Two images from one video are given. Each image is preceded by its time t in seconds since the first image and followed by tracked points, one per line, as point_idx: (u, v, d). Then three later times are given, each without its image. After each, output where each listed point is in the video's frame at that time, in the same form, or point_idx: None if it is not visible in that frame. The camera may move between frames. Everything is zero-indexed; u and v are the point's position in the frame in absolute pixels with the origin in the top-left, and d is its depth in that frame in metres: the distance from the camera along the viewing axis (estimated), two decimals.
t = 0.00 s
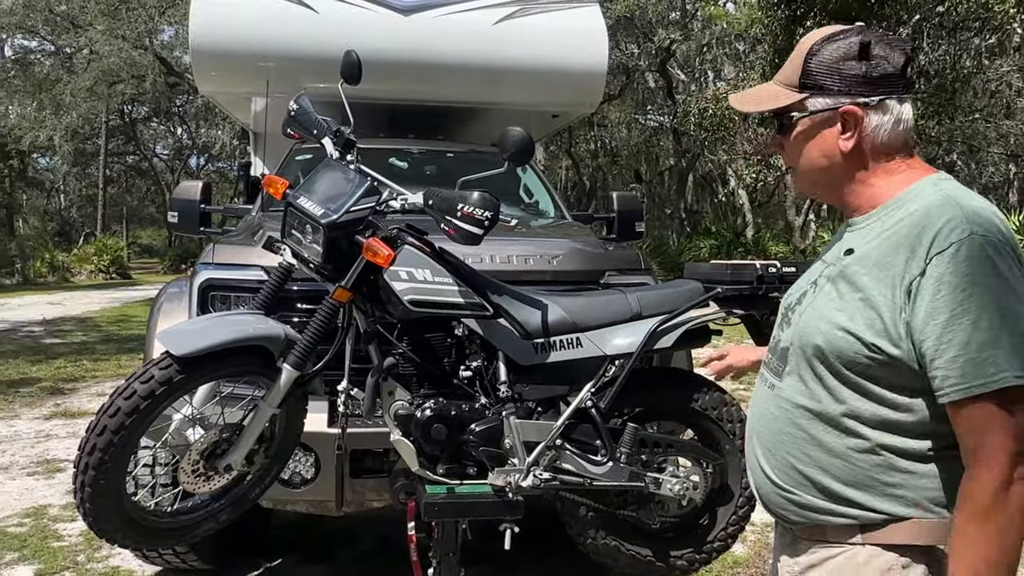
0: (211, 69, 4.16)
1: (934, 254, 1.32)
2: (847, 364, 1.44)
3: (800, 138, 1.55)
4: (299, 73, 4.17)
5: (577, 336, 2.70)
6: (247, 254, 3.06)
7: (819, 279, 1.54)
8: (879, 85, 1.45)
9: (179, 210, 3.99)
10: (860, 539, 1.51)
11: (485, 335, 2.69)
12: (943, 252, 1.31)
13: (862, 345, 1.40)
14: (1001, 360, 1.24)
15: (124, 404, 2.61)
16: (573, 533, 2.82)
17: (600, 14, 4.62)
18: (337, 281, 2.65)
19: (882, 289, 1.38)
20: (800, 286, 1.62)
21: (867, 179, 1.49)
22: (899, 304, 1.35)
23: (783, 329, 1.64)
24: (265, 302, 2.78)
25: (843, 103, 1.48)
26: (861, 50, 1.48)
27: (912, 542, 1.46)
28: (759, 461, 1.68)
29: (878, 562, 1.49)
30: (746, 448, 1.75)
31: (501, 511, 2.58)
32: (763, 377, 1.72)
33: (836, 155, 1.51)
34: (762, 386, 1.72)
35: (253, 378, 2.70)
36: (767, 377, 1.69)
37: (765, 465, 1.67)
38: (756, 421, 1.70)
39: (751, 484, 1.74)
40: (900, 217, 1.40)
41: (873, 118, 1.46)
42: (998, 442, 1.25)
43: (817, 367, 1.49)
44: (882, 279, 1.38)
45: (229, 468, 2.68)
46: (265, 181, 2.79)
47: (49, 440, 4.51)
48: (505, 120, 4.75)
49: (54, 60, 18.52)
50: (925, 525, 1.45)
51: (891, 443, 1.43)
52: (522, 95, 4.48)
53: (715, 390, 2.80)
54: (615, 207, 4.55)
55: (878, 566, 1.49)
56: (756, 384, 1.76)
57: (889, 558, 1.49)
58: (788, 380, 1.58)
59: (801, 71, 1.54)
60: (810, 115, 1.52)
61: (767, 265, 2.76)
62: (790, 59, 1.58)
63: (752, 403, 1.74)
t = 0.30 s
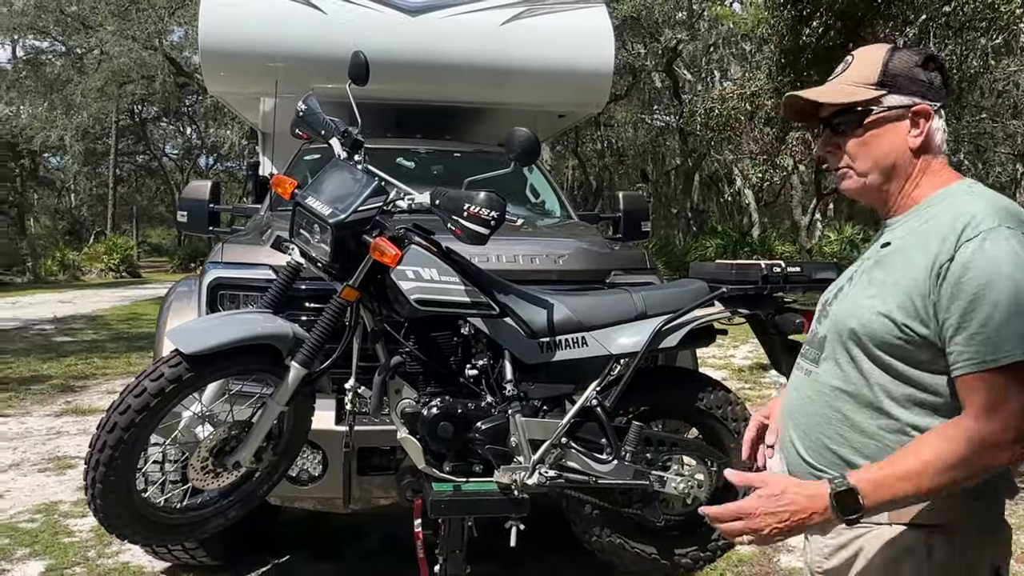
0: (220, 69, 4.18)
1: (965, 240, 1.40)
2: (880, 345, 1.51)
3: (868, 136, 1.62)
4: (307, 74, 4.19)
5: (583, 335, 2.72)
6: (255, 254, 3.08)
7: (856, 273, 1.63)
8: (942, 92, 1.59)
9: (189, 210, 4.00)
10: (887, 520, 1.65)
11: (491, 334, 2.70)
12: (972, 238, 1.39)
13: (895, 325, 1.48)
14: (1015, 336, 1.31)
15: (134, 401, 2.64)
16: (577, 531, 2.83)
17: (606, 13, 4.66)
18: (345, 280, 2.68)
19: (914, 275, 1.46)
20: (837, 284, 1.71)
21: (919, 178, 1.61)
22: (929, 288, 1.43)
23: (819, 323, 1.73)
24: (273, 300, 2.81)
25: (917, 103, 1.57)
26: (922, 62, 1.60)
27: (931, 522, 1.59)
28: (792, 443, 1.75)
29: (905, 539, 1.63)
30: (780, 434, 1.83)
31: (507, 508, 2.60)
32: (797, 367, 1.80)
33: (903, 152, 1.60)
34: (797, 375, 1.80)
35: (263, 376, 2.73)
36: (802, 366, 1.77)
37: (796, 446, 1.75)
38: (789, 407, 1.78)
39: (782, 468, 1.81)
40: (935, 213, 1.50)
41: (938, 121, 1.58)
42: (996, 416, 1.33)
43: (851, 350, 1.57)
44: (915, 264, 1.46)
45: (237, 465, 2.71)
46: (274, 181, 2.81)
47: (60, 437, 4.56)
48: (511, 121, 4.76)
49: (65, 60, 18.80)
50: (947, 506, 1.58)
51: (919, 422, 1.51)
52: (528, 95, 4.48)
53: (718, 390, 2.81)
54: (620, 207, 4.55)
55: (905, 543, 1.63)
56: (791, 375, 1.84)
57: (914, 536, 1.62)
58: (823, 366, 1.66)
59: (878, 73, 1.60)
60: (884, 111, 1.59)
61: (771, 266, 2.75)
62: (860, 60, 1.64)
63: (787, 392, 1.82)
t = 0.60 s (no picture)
0: (251, 88, 4.51)
1: (949, 239, 1.74)
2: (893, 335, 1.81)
3: (855, 164, 1.96)
4: (329, 92, 4.50)
5: (577, 328, 3.02)
6: (284, 254, 3.40)
7: (851, 281, 1.94)
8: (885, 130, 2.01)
9: (224, 215, 4.32)
10: (921, 494, 1.86)
11: (494, 327, 3.00)
12: (956, 235, 1.73)
13: (904, 317, 1.77)
14: (1010, 304, 1.64)
15: (174, 387, 2.95)
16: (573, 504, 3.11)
17: (598, 37, 4.91)
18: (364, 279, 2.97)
19: (914, 272, 1.77)
20: (832, 296, 2.03)
21: (888, 197, 1.99)
22: (928, 281, 1.75)
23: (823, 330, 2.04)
24: (299, 297, 3.12)
25: (879, 137, 1.96)
26: (867, 107, 2.01)
27: (963, 489, 1.82)
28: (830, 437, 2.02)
29: (938, 509, 1.84)
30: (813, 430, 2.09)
31: (509, 484, 2.88)
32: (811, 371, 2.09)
33: (876, 176, 1.97)
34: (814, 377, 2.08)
35: (290, 365, 3.04)
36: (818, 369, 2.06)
37: (835, 436, 2.00)
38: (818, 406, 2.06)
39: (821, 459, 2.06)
40: (915, 222, 1.84)
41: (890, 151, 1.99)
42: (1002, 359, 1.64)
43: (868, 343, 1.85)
44: (911, 265, 1.78)
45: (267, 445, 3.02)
46: (300, 189, 3.12)
47: (104, 418, 4.90)
48: (515, 133, 5.05)
49: (111, 80, 18.49)
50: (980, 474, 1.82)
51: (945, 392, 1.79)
52: (532, 110, 4.77)
53: (700, 376, 3.10)
54: (613, 212, 4.83)
55: (938, 513, 1.84)
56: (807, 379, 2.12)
57: (947, 507, 1.84)
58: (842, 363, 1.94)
59: (851, 113, 1.97)
60: (861, 145, 1.96)
61: (748, 266, 3.03)
62: (826, 106, 1.99)
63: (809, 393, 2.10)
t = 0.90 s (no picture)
0: (277, 107, 4.86)
1: (931, 229, 2.00)
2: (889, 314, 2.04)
3: (843, 173, 2.21)
4: (347, 110, 4.87)
5: (569, 320, 3.37)
6: (307, 255, 3.78)
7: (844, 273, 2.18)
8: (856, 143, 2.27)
9: (253, 219, 4.67)
10: (923, 455, 2.06)
11: (495, 319, 3.35)
12: (938, 225, 2.00)
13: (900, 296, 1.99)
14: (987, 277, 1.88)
15: (209, 373, 3.32)
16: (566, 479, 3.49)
17: (590, 61, 5.33)
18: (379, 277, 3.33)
19: (903, 258, 2.01)
20: (823, 290, 2.27)
21: (866, 200, 2.25)
22: (915, 264, 1.99)
23: (819, 320, 2.27)
24: (321, 294, 3.49)
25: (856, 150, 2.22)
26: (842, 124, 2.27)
27: (962, 449, 2.02)
28: (831, 413, 2.21)
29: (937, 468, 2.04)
30: (812, 412, 2.28)
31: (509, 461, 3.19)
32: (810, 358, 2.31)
33: (856, 183, 2.23)
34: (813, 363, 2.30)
35: (312, 353, 3.41)
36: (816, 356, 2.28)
37: (840, 410, 2.17)
38: (816, 388, 2.26)
39: (824, 435, 2.24)
40: (898, 216, 2.10)
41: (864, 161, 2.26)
42: (990, 326, 1.84)
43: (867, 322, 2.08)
44: (897, 250, 2.02)
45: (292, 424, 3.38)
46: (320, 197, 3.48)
47: (146, 401, 5.36)
48: (514, 146, 5.41)
49: (152, 99, 19.80)
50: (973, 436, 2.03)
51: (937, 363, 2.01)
52: (531, 126, 5.14)
53: (679, 363, 3.49)
54: (601, 217, 5.18)
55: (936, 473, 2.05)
56: (805, 366, 2.33)
57: (948, 465, 2.04)
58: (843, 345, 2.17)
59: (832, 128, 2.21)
60: (845, 156, 2.20)
61: (721, 265, 3.40)
62: (810, 123, 2.23)
63: (806, 378, 2.32)
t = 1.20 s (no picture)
0: (303, 125, 5.35)
1: (925, 236, 2.15)
2: (879, 314, 2.20)
3: (852, 177, 2.40)
4: (364, 128, 5.34)
5: (560, 313, 3.82)
6: (329, 256, 4.25)
7: (840, 270, 2.37)
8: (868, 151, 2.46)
9: (282, 224, 5.15)
10: (898, 440, 2.27)
11: (495, 313, 3.79)
12: (931, 233, 2.14)
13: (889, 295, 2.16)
14: (969, 284, 2.00)
15: (241, 362, 3.78)
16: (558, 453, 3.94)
17: (578, 84, 5.82)
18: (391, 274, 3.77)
19: (896, 260, 2.18)
20: (820, 282, 2.47)
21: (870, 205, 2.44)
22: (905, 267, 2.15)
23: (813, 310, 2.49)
24: (340, 291, 3.93)
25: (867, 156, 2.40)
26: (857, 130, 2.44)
27: (931, 436, 2.24)
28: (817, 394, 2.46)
29: (913, 454, 2.25)
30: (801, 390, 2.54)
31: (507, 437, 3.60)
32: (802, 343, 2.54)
33: (863, 187, 2.42)
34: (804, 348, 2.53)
35: (332, 342, 3.86)
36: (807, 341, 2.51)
37: (827, 394, 2.43)
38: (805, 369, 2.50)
39: (811, 415, 2.50)
40: (896, 223, 2.27)
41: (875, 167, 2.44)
42: (954, 333, 1.96)
43: (857, 318, 2.25)
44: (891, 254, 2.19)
45: (315, 405, 3.82)
46: (339, 204, 3.93)
47: (188, 385, 5.92)
48: (509, 160, 5.86)
49: (203, 121, 21.68)
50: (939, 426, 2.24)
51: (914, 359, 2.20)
52: (527, 140, 5.60)
53: (657, 351, 3.97)
54: (588, 222, 5.62)
55: (915, 457, 2.25)
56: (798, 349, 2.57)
57: (920, 452, 2.24)
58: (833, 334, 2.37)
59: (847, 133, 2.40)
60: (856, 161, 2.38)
61: (693, 264, 3.87)
62: (827, 126, 2.41)
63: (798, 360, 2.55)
